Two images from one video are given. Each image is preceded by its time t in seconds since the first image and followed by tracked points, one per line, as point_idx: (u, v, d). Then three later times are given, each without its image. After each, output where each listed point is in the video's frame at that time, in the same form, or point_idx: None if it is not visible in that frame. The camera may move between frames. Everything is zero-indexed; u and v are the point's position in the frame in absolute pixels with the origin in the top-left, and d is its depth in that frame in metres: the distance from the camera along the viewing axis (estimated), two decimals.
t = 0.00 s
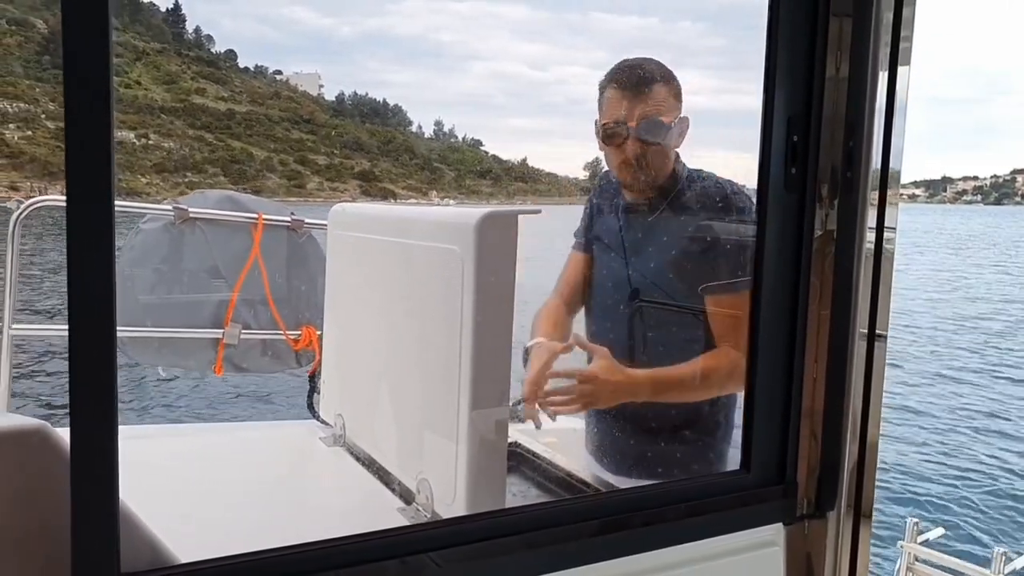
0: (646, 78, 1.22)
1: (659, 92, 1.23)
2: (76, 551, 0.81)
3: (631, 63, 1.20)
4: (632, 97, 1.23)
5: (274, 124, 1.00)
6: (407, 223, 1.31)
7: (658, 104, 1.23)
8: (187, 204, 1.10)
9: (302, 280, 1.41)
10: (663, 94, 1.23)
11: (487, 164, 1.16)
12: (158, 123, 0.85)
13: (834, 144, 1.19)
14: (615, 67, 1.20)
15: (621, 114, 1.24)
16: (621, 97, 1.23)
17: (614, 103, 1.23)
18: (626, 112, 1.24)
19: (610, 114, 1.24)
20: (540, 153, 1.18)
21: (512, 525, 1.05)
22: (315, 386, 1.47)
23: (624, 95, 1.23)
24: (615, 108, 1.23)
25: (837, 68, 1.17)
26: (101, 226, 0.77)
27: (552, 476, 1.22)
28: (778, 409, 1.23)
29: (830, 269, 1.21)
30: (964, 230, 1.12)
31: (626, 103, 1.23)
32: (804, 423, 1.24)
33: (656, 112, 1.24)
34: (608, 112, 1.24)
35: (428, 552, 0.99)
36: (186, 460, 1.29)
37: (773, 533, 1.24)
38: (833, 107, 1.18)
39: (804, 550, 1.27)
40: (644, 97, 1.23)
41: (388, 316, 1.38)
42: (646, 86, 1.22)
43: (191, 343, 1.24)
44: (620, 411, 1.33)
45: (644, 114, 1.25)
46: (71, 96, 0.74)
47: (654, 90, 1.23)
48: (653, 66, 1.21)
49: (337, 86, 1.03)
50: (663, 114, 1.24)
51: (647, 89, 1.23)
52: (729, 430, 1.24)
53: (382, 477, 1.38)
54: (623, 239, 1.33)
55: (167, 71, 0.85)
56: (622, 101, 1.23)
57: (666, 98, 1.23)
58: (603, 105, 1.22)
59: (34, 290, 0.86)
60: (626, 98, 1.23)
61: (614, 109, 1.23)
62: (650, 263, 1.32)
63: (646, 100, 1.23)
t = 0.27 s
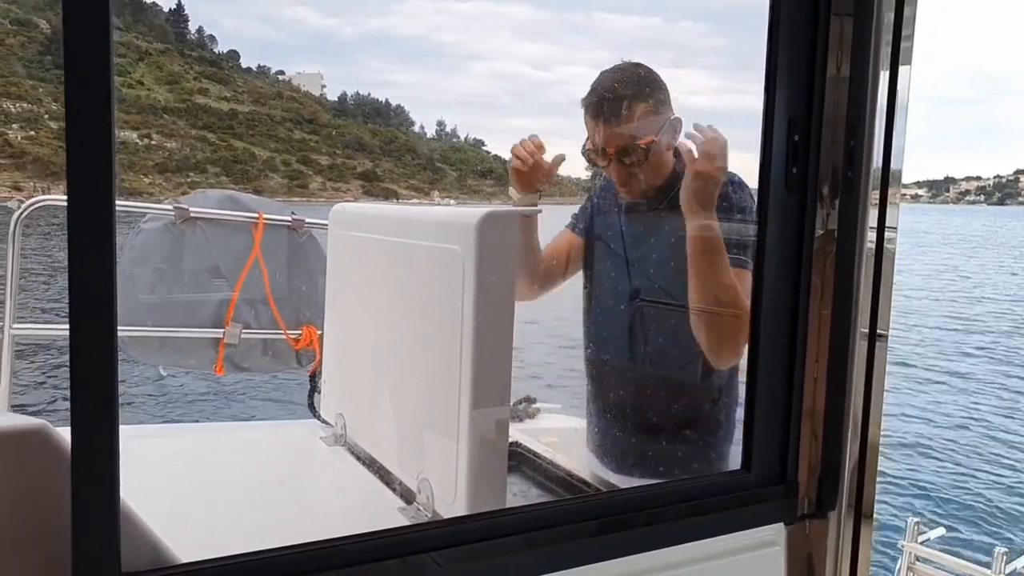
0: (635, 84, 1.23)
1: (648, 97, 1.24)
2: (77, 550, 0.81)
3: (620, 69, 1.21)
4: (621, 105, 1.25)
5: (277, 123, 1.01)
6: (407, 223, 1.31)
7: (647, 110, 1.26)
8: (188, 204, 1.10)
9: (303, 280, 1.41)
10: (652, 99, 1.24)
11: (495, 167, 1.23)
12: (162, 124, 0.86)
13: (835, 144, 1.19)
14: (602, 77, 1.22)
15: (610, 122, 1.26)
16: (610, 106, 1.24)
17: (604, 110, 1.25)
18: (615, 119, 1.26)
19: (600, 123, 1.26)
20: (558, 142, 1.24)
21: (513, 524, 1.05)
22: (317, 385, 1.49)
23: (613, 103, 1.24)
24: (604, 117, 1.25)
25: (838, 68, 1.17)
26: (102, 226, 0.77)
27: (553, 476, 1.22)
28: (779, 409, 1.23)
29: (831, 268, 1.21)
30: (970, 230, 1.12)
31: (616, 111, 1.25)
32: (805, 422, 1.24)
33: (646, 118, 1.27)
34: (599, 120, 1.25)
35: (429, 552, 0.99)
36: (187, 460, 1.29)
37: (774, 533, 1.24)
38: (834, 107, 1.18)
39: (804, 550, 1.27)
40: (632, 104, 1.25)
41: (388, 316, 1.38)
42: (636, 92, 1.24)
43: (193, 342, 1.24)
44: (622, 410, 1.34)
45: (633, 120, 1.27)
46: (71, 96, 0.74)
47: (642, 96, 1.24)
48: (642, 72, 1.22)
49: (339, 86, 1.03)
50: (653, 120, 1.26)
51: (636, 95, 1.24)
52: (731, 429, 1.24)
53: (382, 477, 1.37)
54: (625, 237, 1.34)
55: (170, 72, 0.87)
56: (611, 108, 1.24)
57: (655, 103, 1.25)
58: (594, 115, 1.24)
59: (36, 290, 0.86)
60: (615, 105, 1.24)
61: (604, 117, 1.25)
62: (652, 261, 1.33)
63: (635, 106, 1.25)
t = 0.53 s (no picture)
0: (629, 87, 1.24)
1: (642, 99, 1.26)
2: (77, 551, 0.81)
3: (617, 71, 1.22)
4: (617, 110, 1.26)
5: (279, 124, 1.01)
6: (407, 223, 1.31)
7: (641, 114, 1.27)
8: (189, 204, 1.10)
9: (302, 280, 1.40)
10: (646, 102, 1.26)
11: (496, 167, 1.18)
12: (163, 123, 0.87)
13: (836, 144, 1.19)
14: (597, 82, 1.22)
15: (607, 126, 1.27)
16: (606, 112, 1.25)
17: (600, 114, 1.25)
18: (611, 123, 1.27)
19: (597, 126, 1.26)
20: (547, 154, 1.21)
21: (514, 524, 1.05)
22: (318, 385, 1.49)
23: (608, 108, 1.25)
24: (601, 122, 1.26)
25: (839, 67, 1.17)
26: (102, 226, 0.77)
27: (554, 476, 1.22)
28: (781, 408, 1.23)
29: (832, 267, 1.21)
30: (970, 229, 1.14)
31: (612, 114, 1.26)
32: (807, 422, 1.24)
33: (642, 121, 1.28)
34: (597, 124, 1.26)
35: (429, 553, 0.99)
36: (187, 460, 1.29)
37: (775, 533, 1.24)
38: (835, 107, 1.18)
39: (805, 550, 1.27)
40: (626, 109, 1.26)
41: (389, 315, 1.38)
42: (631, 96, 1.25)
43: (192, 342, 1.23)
44: (625, 409, 1.36)
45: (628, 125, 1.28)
46: (71, 95, 0.73)
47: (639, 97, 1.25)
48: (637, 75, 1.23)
49: (341, 86, 1.03)
50: (648, 123, 1.28)
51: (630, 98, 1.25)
52: (732, 429, 1.24)
53: (383, 477, 1.37)
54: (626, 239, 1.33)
55: (173, 72, 0.87)
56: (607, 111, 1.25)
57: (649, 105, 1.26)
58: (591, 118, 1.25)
59: (36, 290, 0.86)
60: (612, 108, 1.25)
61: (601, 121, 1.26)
62: (653, 261, 1.33)
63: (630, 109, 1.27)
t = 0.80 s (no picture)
0: (628, 80, 1.24)
1: (642, 92, 1.25)
2: (77, 551, 0.81)
3: (615, 65, 1.21)
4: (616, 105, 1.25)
5: (281, 124, 1.01)
6: (408, 222, 1.31)
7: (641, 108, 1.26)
8: (189, 204, 1.10)
9: (303, 279, 1.40)
10: (645, 96, 1.25)
11: (501, 168, 1.18)
12: (167, 123, 0.87)
13: (838, 145, 1.19)
14: (596, 77, 1.21)
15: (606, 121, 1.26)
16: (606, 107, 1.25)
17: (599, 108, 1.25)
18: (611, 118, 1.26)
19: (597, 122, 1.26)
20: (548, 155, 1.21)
21: (514, 524, 1.05)
22: (319, 385, 1.47)
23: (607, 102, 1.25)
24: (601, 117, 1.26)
25: (841, 66, 1.17)
26: (102, 227, 0.77)
27: (554, 476, 1.22)
28: (782, 408, 1.23)
29: (834, 267, 1.21)
30: (974, 230, 1.12)
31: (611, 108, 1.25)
32: (808, 422, 1.25)
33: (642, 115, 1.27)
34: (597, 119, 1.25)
35: (430, 552, 0.99)
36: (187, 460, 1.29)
37: (775, 533, 1.24)
38: (837, 106, 1.18)
39: (806, 549, 1.27)
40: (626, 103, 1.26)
41: (390, 315, 1.38)
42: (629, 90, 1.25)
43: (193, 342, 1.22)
44: (627, 409, 1.35)
45: (628, 120, 1.28)
46: (71, 95, 0.73)
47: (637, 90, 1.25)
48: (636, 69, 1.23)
49: (344, 86, 1.02)
50: (647, 118, 1.27)
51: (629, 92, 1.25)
52: (734, 428, 1.24)
53: (384, 477, 1.37)
54: (627, 239, 1.34)
55: (175, 72, 0.87)
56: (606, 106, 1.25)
57: (648, 98, 1.26)
58: (590, 113, 1.24)
59: (37, 290, 0.86)
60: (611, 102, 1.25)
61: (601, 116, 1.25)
62: (655, 261, 1.33)
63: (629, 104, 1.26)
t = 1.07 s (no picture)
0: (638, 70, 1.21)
1: (651, 83, 1.23)
2: (77, 552, 0.81)
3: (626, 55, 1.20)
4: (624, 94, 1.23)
5: (283, 124, 1.01)
6: (408, 223, 1.30)
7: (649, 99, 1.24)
8: (190, 205, 1.10)
9: (303, 279, 1.37)
10: (650, 90, 1.23)
11: (500, 168, 1.17)
12: (167, 124, 0.88)
13: (839, 145, 1.19)
14: (604, 64, 1.19)
15: (614, 110, 1.24)
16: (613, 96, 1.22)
17: (607, 96, 1.22)
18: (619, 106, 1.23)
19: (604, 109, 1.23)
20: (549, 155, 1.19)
21: (514, 525, 1.05)
22: (319, 385, 1.45)
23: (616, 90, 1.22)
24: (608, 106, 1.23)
25: (841, 66, 1.18)
26: (102, 226, 0.76)
27: (555, 476, 1.23)
28: (783, 409, 1.24)
29: (834, 268, 1.22)
30: (976, 231, 1.12)
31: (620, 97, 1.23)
32: (809, 422, 1.25)
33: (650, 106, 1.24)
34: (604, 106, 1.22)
35: (430, 553, 0.99)
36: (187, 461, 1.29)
37: (776, 534, 1.24)
38: (837, 106, 1.19)
39: (807, 550, 1.27)
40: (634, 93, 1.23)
41: (389, 314, 1.38)
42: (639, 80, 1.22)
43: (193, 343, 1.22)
44: (628, 411, 1.33)
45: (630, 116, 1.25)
46: (71, 95, 0.73)
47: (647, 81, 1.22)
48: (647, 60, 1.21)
49: (345, 86, 1.03)
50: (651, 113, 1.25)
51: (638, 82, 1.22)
52: (734, 428, 1.25)
53: (383, 477, 1.37)
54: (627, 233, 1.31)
55: (178, 73, 0.88)
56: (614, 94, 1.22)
57: (657, 89, 1.23)
58: (598, 99, 1.21)
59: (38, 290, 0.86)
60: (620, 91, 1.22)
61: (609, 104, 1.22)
62: (655, 256, 1.32)
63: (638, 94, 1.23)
